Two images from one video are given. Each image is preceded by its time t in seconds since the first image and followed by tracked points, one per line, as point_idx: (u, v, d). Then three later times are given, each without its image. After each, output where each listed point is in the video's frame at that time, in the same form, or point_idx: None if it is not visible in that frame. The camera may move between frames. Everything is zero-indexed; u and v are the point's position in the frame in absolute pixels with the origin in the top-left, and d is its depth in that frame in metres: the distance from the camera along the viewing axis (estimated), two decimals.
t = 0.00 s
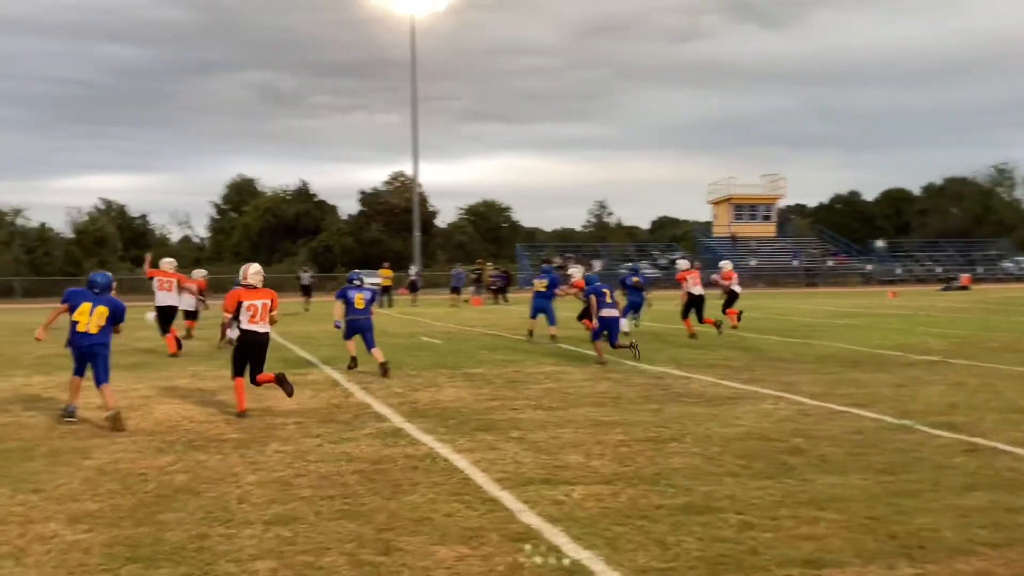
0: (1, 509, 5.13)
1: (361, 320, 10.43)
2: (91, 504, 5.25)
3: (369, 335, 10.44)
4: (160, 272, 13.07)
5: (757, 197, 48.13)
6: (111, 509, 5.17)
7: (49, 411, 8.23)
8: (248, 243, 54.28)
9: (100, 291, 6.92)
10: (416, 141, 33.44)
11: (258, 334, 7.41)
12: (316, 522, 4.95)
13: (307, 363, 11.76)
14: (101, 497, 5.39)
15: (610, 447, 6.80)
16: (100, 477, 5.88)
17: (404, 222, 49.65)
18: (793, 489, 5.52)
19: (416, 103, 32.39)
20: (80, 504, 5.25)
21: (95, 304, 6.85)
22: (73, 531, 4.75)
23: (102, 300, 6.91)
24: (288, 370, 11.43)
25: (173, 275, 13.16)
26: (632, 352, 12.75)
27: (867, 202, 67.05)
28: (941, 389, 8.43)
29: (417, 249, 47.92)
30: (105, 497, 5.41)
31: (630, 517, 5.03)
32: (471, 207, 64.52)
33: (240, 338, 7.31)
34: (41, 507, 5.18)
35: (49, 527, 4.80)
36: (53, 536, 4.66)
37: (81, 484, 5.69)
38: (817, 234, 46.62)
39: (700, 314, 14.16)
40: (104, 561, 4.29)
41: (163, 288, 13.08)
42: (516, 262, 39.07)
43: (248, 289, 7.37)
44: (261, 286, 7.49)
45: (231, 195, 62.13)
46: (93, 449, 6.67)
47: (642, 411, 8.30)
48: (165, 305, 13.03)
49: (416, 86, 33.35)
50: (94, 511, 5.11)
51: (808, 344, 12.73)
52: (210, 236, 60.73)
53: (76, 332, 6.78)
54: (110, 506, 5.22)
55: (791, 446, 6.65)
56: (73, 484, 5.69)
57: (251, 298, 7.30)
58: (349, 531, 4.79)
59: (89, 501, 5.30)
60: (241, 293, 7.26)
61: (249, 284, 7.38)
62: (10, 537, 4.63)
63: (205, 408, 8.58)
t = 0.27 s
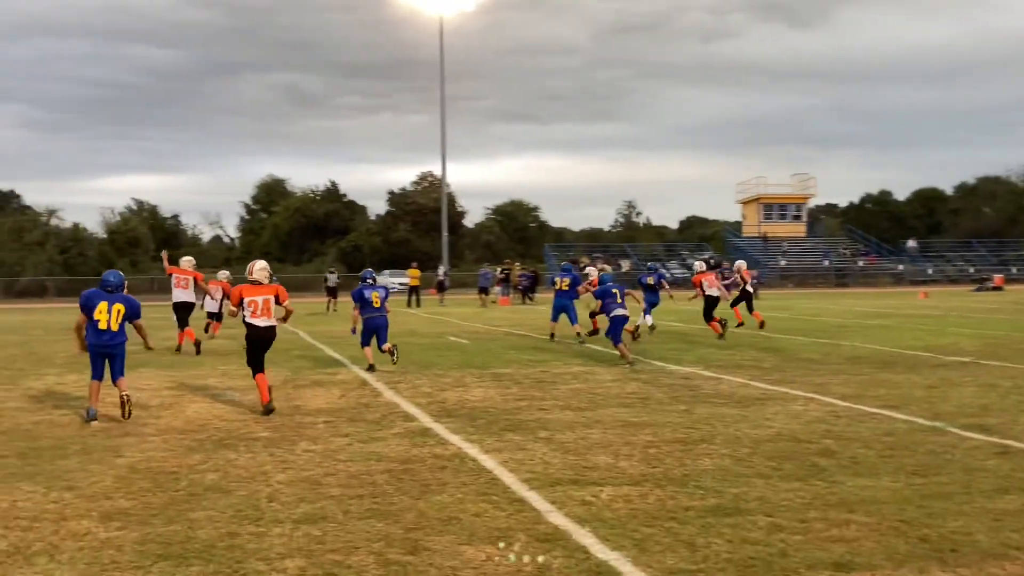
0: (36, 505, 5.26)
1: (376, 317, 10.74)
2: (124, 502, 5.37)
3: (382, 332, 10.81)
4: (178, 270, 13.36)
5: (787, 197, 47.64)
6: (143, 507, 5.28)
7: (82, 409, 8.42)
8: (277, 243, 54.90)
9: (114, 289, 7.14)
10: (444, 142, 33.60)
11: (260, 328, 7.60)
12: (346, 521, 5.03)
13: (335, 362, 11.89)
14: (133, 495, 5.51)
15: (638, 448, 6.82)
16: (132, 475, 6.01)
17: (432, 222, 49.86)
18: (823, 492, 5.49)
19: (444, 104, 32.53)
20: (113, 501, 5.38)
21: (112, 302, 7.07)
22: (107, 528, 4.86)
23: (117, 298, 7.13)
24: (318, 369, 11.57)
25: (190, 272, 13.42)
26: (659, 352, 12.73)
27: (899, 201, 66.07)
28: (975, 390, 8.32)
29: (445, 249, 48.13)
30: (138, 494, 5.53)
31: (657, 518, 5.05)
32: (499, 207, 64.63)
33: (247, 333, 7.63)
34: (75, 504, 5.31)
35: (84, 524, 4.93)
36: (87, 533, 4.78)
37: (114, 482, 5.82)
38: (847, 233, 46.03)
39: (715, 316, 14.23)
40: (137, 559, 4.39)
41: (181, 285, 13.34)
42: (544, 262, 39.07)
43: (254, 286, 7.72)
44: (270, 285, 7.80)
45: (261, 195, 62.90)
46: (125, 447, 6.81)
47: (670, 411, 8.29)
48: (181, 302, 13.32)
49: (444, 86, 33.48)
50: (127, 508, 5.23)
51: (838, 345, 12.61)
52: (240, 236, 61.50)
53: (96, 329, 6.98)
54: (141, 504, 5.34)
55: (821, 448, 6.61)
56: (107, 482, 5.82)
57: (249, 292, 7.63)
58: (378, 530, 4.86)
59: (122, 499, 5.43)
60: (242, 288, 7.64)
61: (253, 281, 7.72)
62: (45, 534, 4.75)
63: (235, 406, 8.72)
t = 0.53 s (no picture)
0: (66, 502, 5.37)
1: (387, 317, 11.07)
2: (151, 500, 5.47)
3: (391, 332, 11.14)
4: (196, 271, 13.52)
5: (814, 197, 47.16)
6: (170, 504, 5.37)
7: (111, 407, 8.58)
8: (303, 243, 55.39)
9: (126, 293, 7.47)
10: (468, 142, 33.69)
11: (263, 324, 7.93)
12: (371, 519, 5.10)
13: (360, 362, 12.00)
14: (160, 492, 5.61)
15: (663, 449, 6.83)
16: (159, 472, 6.12)
17: (457, 223, 50.02)
18: (849, 493, 5.48)
19: (468, 104, 32.61)
20: (140, 499, 5.47)
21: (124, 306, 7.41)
22: (134, 525, 4.94)
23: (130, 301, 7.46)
24: (343, 368, 11.69)
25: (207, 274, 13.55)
26: (684, 352, 12.71)
27: (928, 201, 65.16)
28: (1005, 392, 8.23)
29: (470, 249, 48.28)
30: (164, 492, 5.63)
31: (682, 518, 5.07)
32: (523, 207, 64.66)
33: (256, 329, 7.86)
34: (102, 501, 5.40)
35: (111, 520, 5.02)
36: (115, 530, 4.86)
37: (141, 479, 5.94)
38: (875, 233, 45.49)
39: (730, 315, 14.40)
40: (164, 555, 4.45)
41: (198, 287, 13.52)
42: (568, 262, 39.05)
43: (259, 283, 7.84)
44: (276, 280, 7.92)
45: (287, 196, 63.49)
46: (152, 446, 6.95)
47: (695, 412, 8.29)
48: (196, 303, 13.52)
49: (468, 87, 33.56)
50: (154, 506, 5.32)
51: (865, 346, 12.50)
52: (267, 236, 62.08)
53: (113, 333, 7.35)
54: (168, 501, 5.43)
55: (847, 449, 6.58)
56: (134, 479, 5.93)
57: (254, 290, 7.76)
58: (403, 529, 4.93)
59: (149, 496, 5.53)
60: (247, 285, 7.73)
61: (259, 278, 7.83)
62: (74, 530, 4.84)
63: (263, 405, 8.86)
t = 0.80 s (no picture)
0: (95, 500, 5.47)
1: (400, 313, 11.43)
2: (179, 498, 5.56)
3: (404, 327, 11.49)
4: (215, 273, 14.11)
5: (842, 196, 46.64)
6: (197, 503, 5.46)
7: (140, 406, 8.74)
8: (330, 243, 55.88)
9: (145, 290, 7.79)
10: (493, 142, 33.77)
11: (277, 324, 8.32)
12: (396, 519, 5.16)
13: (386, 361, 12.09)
14: (188, 491, 5.70)
15: (688, 450, 6.82)
16: (187, 471, 6.23)
17: (482, 222, 50.20)
18: (877, 495, 5.45)
19: (494, 103, 32.70)
20: (168, 497, 5.57)
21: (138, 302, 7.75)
22: (161, 524, 5.02)
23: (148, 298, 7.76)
24: (370, 367, 11.80)
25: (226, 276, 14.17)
26: (710, 353, 12.65)
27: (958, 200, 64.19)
28: None
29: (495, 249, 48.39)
30: (191, 490, 5.73)
31: (708, 520, 5.08)
32: (548, 207, 64.67)
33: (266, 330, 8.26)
34: (130, 500, 5.51)
35: (138, 519, 5.11)
36: (143, 528, 4.94)
37: (169, 478, 6.04)
38: (904, 233, 44.87)
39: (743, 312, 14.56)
40: (191, 554, 4.52)
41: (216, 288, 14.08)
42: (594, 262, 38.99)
43: (273, 285, 8.17)
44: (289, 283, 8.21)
45: (314, 196, 64.09)
46: (180, 444, 7.08)
47: (722, 413, 8.26)
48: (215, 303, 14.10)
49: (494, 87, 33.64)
50: (182, 504, 5.41)
51: (894, 346, 12.36)
52: (294, 235, 62.66)
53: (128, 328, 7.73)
54: (195, 500, 5.52)
55: (875, 451, 6.53)
56: (162, 477, 6.04)
57: (267, 294, 8.11)
58: (428, 529, 4.98)
59: (176, 495, 5.62)
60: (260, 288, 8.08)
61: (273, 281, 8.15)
62: (103, 528, 4.93)
63: (290, 404, 8.97)
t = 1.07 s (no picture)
0: (125, 497, 5.58)
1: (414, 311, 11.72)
2: (208, 496, 5.66)
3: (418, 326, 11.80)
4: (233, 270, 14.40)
5: (870, 196, 46.10)
6: (225, 501, 5.56)
7: (170, 405, 8.90)
8: (356, 243, 56.32)
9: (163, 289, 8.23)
10: (518, 143, 33.83)
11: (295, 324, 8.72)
12: (422, 518, 5.22)
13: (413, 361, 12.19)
14: (216, 489, 5.81)
15: (715, 451, 6.83)
16: (216, 469, 6.35)
17: (507, 222, 50.32)
18: (905, 497, 5.43)
19: (520, 104, 32.74)
20: (197, 495, 5.67)
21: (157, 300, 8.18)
22: (191, 521, 5.11)
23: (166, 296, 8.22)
24: (397, 367, 11.93)
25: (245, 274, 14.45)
26: (736, 354, 12.61)
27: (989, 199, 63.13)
28: None
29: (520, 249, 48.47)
30: (220, 488, 5.83)
31: (735, 521, 5.10)
32: (574, 207, 64.60)
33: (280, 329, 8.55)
34: (160, 497, 5.61)
35: (168, 516, 5.21)
36: (173, 525, 5.04)
37: (198, 476, 6.16)
38: (934, 233, 44.23)
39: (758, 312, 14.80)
40: (220, 552, 4.60)
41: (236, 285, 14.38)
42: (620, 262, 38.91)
43: (287, 288, 8.56)
44: (302, 284, 8.56)
45: (340, 196, 64.66)
46: (209, 443, 7.21)
47: (749, 414, 8.25)
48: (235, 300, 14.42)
49: (519, 87, 33.68)
50: (211, 502, 5.51)
51: (924, 347, 12.24)
52: (321, 236, 63.14)
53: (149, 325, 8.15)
54: (224, 497, 5.63)
55: (904, 452, 6.50)
56: (191, 475, 6.16)
57: (281, 296, 8.50)
58: (454, 528, 5.04)
59: (206, 492, 5.73)
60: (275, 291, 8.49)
61: (287, 284, 8.53)
62: (133, 525, 5.03)
63: (317, 404, 9.11)
